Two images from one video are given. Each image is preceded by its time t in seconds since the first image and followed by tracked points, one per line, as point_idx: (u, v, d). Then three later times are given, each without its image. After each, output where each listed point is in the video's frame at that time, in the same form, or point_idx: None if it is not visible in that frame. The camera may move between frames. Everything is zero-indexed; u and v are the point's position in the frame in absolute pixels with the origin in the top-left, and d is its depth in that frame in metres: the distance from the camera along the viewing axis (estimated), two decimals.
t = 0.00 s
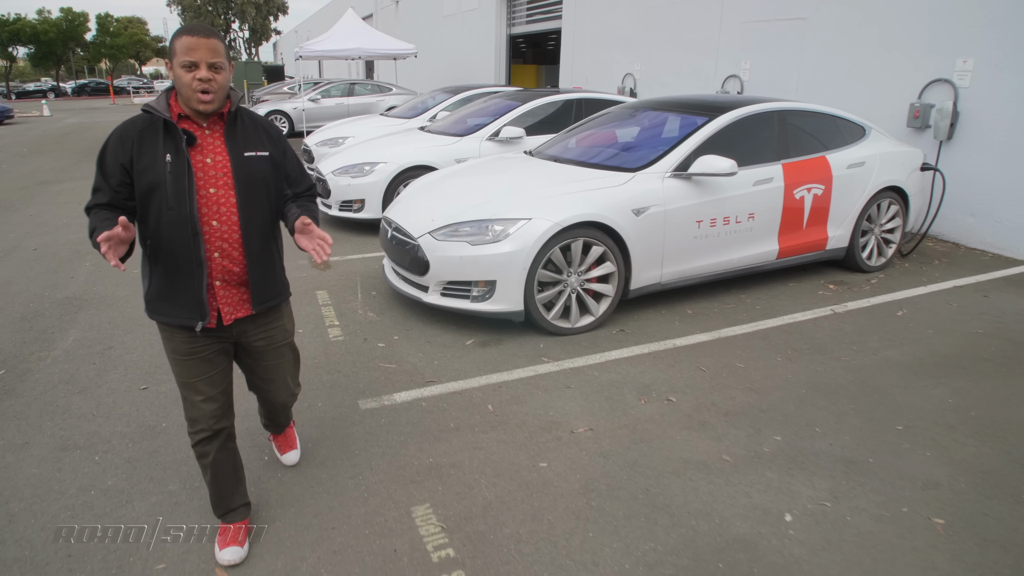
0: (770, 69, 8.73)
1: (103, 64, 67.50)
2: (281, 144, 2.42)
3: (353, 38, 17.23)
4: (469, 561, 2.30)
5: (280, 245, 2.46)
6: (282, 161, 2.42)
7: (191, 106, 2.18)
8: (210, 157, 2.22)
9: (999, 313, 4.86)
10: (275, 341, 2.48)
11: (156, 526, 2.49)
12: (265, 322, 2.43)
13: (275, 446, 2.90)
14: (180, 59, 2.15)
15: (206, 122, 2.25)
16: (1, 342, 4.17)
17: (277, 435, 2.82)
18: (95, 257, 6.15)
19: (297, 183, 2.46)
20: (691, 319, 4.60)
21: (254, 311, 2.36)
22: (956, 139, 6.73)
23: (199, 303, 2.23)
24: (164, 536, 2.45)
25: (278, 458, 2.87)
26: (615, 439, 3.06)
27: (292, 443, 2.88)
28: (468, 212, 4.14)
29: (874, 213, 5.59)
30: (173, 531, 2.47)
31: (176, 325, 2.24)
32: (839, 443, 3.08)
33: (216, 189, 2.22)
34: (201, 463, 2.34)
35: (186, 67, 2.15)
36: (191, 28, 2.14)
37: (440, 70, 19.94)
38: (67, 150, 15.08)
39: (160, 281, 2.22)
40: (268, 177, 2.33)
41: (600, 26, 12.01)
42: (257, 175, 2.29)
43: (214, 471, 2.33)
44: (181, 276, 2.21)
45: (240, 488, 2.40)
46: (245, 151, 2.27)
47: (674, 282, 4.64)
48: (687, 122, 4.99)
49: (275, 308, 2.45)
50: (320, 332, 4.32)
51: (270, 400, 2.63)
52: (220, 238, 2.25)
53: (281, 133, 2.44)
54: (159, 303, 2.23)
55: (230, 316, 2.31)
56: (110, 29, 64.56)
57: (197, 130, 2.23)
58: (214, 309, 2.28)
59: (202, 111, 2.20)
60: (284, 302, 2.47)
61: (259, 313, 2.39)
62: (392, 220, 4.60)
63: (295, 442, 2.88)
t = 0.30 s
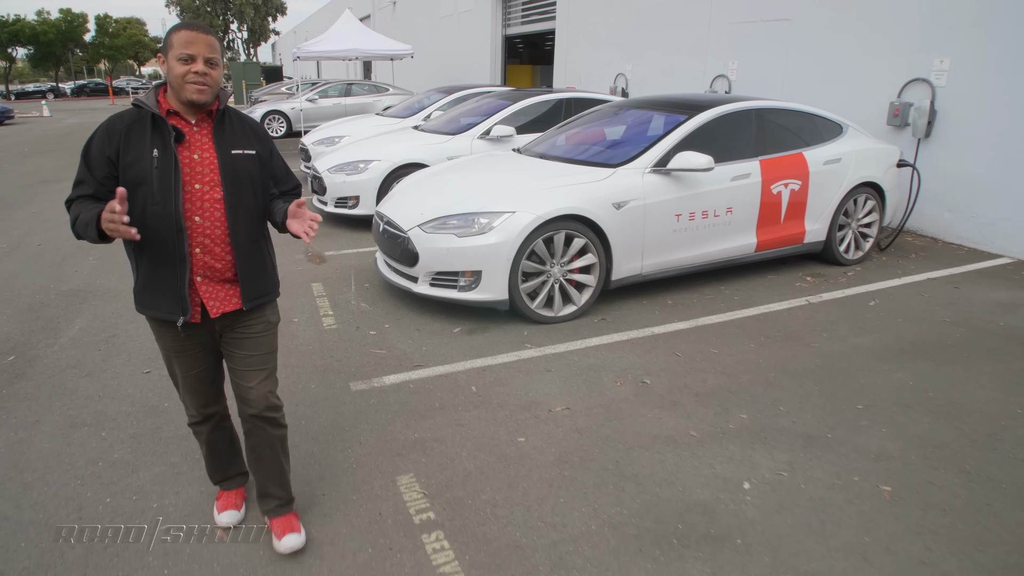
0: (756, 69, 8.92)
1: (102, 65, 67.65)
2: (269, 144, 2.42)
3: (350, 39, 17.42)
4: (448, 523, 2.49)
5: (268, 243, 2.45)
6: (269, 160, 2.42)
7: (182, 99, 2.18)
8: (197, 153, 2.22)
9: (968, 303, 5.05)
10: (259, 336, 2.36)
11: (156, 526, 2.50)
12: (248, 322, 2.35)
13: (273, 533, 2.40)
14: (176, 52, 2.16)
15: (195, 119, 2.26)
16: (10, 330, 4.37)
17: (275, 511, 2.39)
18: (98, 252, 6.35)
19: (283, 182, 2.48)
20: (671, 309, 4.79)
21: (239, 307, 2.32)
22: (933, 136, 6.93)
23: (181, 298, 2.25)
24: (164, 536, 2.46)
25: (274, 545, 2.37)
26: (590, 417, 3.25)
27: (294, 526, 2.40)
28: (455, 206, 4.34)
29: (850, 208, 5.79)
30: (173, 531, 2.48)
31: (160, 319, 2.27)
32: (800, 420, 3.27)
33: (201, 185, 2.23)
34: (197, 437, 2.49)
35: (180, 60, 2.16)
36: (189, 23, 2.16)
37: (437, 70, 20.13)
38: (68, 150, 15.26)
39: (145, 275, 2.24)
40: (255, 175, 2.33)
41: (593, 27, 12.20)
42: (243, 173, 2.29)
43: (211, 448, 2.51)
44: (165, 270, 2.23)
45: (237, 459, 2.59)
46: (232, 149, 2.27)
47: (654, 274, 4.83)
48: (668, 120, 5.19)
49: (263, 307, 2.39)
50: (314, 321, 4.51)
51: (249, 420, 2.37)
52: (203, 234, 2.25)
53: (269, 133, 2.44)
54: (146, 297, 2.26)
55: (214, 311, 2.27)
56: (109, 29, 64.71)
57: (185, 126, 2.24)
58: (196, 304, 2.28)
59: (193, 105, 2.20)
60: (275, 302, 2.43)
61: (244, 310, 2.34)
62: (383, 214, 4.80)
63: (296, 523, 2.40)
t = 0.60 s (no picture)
0: (747, 69, 9.07)
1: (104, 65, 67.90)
2: (274, 149, 2.43)
3: (349, 40, 17.58)
4: (434, 493, 2.66)
5: (272, 249, 2.45)
6: (274, 165, 2.42)
7: (183, 104, 2.21)
8: (199, 159, 2.25)
9: (945, 295, 5.22)
10: (253, 341, 2.36)
11: (156, 526, 2.51)
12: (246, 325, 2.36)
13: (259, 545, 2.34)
14: (175, 57, 2.19)
15: (199, 124, 2.28)
16: (22, 320, 4.56)
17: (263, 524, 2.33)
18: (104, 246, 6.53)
19: (289, 187, 2.49)
20: (656, 300, 4.97)
21: (238, 313, 2.34)
22: (918, 134, 7.09)
23: (180, 302, 2.27)
24: (164, 536, 2.47)
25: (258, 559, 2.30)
26: (572, 398, 3.43)
27: (280, 540, 2.32)
28: (448, 201, 4.51)
29: (834, 203, 5.95)
30: (173, 531, 2.50)
31: (162, 321, 2.32)
32: (773, 402, 3.44)
33: (201, 191, 2.25)
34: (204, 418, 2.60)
35: (180, 65, 2.18)
36: (187, 27, 2.17)
37: (436, 70, 20.28)
38: (71, 149, 15.45)
39: (150, 277, 2.30)
40: (257, 181, 2.34)
41: (589, 28, 12.35)
42: (244, 179, 2.30)
43: (215, 430, 2.62)
44: (166, 274, 2.27)
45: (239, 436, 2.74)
46: (233, 156, 2.29)
47: (641, 266, 5.00)
48: (655, 118, 5.37)
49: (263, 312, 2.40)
50: (312, 311, 4.70)
51: (240, 422, 2.33)
52: (202, 240, 2.27)
53: (275, 137, 2.45)
54: (151, 298, 2.32)
55: (210, 316, 2.30)
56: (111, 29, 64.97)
57: (188, 132, 2.26)
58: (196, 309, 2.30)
59: (194, 110, 2.23)
60: (275, 307, 2.43)
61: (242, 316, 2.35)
62: (379, 209, 4.97)
63: (283, 538, 2.32)
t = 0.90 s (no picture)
0: (739, 70, 9.24)
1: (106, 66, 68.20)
2: (284, 146, 2.43)
3: (349, 40, 17.77)
4: (423, 468, 2.84)
5: (284, 249, 2.47)
6: (284, 163, 2.42)
7: (189, 104, 2.25)
8: (207, 159, 2.28)
9: (923, 288, 5.40)
10: (266, 345, 2.44)
11: (156, 527, 2.52)
12: (257, 325, 2.41)
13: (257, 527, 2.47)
14: (178, 58, 2.22)
15: (208, 123, 2.32)
16: (32, 311, 4.75)
17: (263, 506, 2.46)
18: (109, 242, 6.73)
19: (302, 185, 2.49)
20: (643, 293, 5.14)
21: (248, 314, 2.38)
22: (903, 133, 7.28)
23: (191, 303, 2.33)
24: (164, 536, 2.47)
25: (258, 539, 2.44)
26: (557, 382, 3.61)
27: (278, 522, 2.45)
28: (441, 197, 4.69)
29: (818, 200, 6.13)
30: (173, 531, 2.50)
31: (175, 322, 2.36)
32: (748, 386, 3.62)
33: (209, 191, 2.29)
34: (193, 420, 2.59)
35: (182, 65, 2.21)
36: (188, 27, 2.19)
37: (436, 71, 20.47)
38: (75, 149, 15.64)
39: (163, 279, 2.36)
40: (265, 180, 2.35)
41: (585, 29, 12.52)
42: (251, 177, 2.32)
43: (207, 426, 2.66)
44: (177, 275, 2.32)
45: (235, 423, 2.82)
46: (241, 154, 2.30)
47: (628, 260, 5.18)
48: (643, 117, 5.56)
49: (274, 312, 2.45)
50: (311, 303, 4.88)
51: (249, 423, 2.45)
52: (211, 240, 2.31)
53: (285, 133, 2.45)
54: (164, 300, 2.38)
55: (220, 317, 2.35)
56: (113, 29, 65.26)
57: (197, 132, 2.30)
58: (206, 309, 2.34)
59: (199, 109, 2.26)
60: (289, 309, 2.49)
61: (253, 316, 2.40)
62: (375, 205, 5.15)
63: (281, 519, 2.46)
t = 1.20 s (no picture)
0: (728, 69, 9.44)
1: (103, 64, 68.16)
2: (284, 134, 2.44)
3: (346, 40, 17.93)
4: (412, 441, 3.04)
5: (284, 238, 2.48)
6: (284, 151, 2.43)
7: (185, 97, 2.26)
8: (207, 149, 2.28)
9: (898, 280, 5.62)
10: (269, 337, 2.50)
11: (156, 526, 2.49)
12: (261, 314, 2.45)
13: (257, 492, 2.64)
14: (169, 52, 2.23)
15: (206, 115, 2.32)
16: (38, 301, 4.92)
17: (260, 474, 2.63)
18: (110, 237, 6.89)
19: (303, 172, 2.49)
20: (628, 284, 5.35)
21: (254, 302, 2.40)
22: (883, 131, 7.50)
23: (194, 293, 2.29)
24: (164, 536, 2.45)
25: (258, 504, 2.61)
26: (542, 365, 3.81)
27: (276, 488, 2.63)
28: (433, 190, 4.89)
29: (799, 195, 6.34)
30: (173, 531, 2.47)
31: (175, 315, 2.31)
32: (722, 369, 3.83)
33: (211, 180, 2.28)
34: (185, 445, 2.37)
35: (174, 58, 2.22)
36: (175, 19, 2.20)
37: (432, 70, 20.65)
38: (72, 147, 15.74)
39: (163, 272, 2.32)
40: (266, 168, 2.36)
41: (579, 29, 12.73)
42: (253, 166, 2.33)
43: (198, 460, 2.37)
44: (179, 267, 2.29)
45: (220, 481, 2.44)
46: (242, 143, 2.31)
47: (614, 252, 5.37)
48: (629, 115, 5.76)
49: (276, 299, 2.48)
50: (308, 293, 5.07)
51: (249, 407, 2.58)
52: (215, 229, 2.31)
53: (284, 122, 2.46)
54: (163, 293, 2.32)
55: (225, 306, 2.35)
56: (110, 28, 65.23)
57: (196, 123, 2.30)
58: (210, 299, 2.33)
59: (196, 101, 2.27)
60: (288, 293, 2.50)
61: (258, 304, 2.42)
62: (370, 199, 5.34)
63: (280, 486, 2.64)
